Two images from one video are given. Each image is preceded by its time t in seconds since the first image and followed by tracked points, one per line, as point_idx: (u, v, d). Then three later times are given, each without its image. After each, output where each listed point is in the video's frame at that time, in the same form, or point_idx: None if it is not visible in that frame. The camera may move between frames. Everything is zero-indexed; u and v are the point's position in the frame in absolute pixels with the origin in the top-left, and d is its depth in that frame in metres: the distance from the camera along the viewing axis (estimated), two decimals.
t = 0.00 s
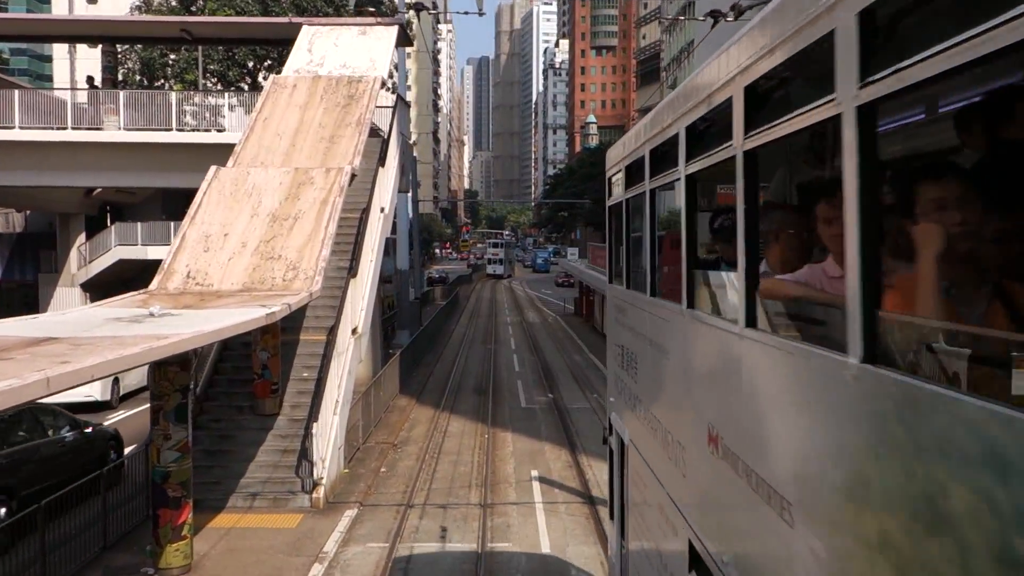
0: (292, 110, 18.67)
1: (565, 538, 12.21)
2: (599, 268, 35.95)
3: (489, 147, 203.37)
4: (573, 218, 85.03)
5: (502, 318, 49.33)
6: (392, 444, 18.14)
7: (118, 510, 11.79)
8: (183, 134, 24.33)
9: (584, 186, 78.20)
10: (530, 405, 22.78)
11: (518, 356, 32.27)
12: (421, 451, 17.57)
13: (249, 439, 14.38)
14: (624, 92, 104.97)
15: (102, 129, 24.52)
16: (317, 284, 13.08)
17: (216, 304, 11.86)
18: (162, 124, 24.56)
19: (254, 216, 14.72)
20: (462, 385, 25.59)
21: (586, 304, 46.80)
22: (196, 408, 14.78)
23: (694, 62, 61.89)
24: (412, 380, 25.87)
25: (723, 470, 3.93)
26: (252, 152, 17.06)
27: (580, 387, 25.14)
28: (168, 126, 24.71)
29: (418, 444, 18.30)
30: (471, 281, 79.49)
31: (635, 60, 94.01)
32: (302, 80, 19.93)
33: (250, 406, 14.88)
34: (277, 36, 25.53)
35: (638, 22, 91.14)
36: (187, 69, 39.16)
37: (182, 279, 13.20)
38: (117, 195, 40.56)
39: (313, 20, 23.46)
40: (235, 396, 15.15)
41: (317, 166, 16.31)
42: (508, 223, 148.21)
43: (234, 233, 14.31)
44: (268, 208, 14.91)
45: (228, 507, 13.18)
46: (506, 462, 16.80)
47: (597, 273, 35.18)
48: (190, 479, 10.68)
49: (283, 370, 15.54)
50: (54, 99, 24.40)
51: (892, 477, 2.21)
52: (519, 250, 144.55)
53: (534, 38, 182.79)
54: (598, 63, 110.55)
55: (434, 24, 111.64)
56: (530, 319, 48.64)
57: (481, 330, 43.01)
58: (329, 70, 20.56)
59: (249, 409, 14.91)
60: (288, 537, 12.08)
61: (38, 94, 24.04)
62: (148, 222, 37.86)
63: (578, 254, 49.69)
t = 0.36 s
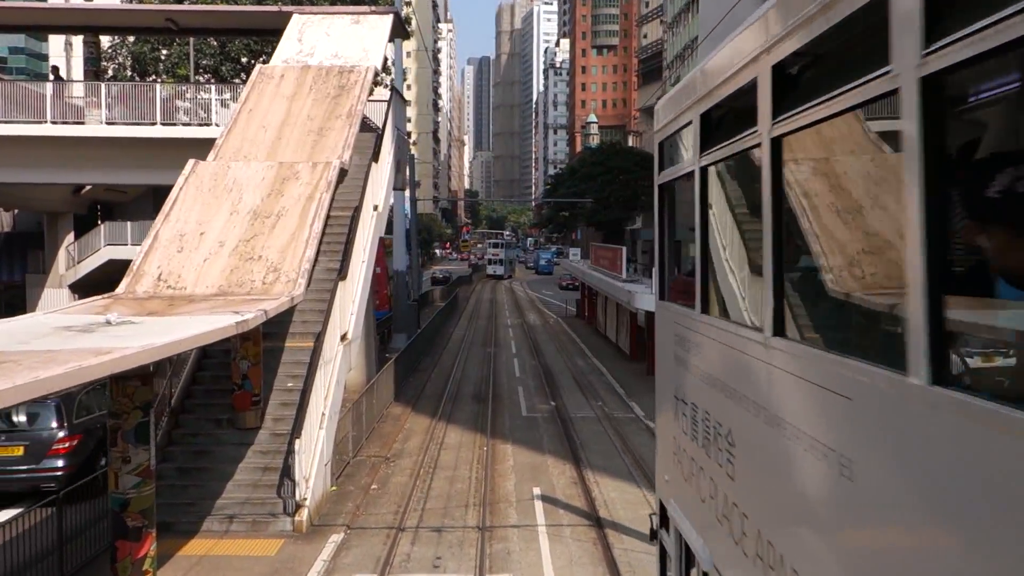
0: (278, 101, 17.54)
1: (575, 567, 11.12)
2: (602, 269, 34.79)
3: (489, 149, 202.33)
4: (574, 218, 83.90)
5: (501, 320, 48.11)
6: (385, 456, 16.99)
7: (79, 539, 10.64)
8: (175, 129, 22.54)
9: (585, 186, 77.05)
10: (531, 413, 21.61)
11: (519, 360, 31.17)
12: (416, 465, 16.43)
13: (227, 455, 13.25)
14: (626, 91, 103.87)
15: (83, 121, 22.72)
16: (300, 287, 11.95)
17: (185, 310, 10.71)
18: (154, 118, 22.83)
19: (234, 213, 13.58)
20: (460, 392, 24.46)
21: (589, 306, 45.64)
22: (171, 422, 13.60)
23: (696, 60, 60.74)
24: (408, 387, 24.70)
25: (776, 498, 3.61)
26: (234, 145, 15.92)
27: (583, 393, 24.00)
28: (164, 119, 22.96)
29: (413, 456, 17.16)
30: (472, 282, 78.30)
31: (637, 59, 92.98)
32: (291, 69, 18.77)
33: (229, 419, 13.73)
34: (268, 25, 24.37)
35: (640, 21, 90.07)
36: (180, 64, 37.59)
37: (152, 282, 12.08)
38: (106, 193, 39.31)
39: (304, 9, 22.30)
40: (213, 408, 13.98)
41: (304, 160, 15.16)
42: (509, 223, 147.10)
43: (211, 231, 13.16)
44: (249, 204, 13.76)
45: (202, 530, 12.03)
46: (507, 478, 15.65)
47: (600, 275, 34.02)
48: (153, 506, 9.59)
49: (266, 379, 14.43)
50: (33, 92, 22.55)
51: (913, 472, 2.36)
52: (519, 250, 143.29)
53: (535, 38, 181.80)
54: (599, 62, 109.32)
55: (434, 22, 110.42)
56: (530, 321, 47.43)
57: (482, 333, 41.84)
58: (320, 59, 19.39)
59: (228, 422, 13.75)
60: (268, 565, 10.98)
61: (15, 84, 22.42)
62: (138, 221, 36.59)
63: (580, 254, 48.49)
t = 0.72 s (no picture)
0: (263, 92, 16.47)
1: None
2: (605, 271, 33.65)
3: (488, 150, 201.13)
4: (574, 219, 82.83)
5: (501, 323, 46.97)
6: (377, 471, 15.89)
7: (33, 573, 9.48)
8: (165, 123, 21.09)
9: (586, 187, 75.95)
10: (533, 423, 20.50)
11: (520, 365, 30.14)
12: (410, 481, 15.32)
13: (203, 475, 12.16)
14: (626, 92, 102.76)
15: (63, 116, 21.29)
16: (280, 292, 10.87)
17: (150, 316, 9.63)
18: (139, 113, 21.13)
19: (210, 210, 12.51)
20: (458, 400, 23.39)
21: (590, 309, 44.57)
22: (142, 438, 12.50)
23: (699, 58, 59.64)
24: (404, 395, 23.59)
25: (946, 451, 4.14)
26: (214, 138, 14.84)
27: (587, 402, 22.89)
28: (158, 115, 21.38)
29: (407, 471, 16.09)
30: (471, 284, 77.17)
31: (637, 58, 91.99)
32: (277, 60, 17.68)
33: (206, 434, 12.63)
34: (257, 17, 23.30)
35: (641, 20, 89.05)
36: (170, 59, 36.28)
37: (117, 286, 11.00)
38: (95, 194, 38.13)
39: None
40: (189, 422, 12.88)
41: (288, 154, 14.08)
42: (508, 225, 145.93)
43: (185, 230, 12.08)
44: (228, 201, 12.70)
45: (173, 559, 10.95)
46: (508, 494, 14.59)
47: (603, 276, 32.89)
48: (110, 539, 8.51)
49: (246, 391, 13.35)
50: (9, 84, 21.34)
51: None
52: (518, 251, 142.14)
53: (534, 38, 180.73)
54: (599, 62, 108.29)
55: (433, 22, 109.51)
56: (530, 323, 46.34)
57: (481, 336, 40.76)
58: (309, 49, 18.30)
59: (204, 438, 12.65)
60: None
61: None
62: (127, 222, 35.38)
63: (581, 255, 47.36)
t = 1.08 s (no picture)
0: (248, 82, 15.49)
1: None
2: (608, 273, 32.63)
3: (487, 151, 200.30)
4: (574, 220, 81.87)
5: (500, 325, 45.93)
6: (368, 487, 14.90)
7: None
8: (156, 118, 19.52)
9: (586, 187, 74.96)
10: (535, 432, 19.48)
11: (520, 369, 29.22)
12: (404, 498, 14.29)
13: (176, 495, 11.16)
14: (626, 92, 101.91)
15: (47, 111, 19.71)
16: (258, 296, 9.90)
17: (109, 324, 8.65)
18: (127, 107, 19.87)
19: (184, 208, 11.52)
20: (456, 407, 22.42)
21: (592, 311, 43.73)
22: (112, 455, 11.57)
23: (702, 57, 58.67)
24: (399, 402, 22.56)
25: None
26: (193, 130, 13.86)
27: (591, 409, 21.87)
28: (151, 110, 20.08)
29: (401, 485, 15.13)
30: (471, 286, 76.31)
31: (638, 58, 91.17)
32: (263, 49, 16.69)
33: (180, 450, 11.66)
34: (247, 7, 22.29)
35: (642, 19, 88.22)
36: (161, 55, 35.02)
37: (80, 290, 10.01)
38: (86, 192, 37.11)
39: None
40: (162, 437, 11.91)
41: (272, 147, 13.09)
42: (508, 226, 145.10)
43: (157, 229, 11.10)
44: (205, 197, 11.71)
45: None
46: (508, 512, 13.62)
47: (606, 278, 31.86)
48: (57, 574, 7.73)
49: (226, 402, 12.35)
50: None
51: None
52: (518, 252, 141.16)
53: (534, 39, 179.94)
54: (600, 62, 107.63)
55: (433, 22, 108.69)
56: (530, 326, 45.28)
57: (480, 338, 39.85)
58: (298, 39, 17.31)
59: (179, 455, 11.67)
60: None
61: None
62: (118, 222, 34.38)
63: (583, 256, 46.33)
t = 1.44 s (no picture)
0: (234, 74, 14.57)
1: None
2: (611, 276, 31.69)
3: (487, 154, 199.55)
4: (574, 222, 80.98)
5: (500, 329, 44.96)
6: (360, 505, 13.98)
7: None
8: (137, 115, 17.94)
9: (587, 189, 74.03)
10: (536, 444, 18.53)
11: (519, 376, 28.37)
12: (397, 518, 13.34)
13: (147, 520, 10.22)
14: (627, 94, 101.11)
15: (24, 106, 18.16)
16: (235, 303, 8.98)
17: (63, 335, 7.71)
18: (115, 100, 18.67)
19: (158, 205, 10.59)
20: (454, 416, 21.52)
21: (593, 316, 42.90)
22: (79, 475, 10.64)
23: (705, 56, 57.72)
24: (395, 412, 21.61)
25: None
26: (172, 123, 12.94)
27: (595, 419, 20.93)
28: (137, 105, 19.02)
29: (394, 503, 14.21)
30: (470, 288, 75.41)
31: (639, 59, 90.34)
32: (252, 39, 15.77)
33: (154, 470, 10.73)
34: None
35: (643, 20, 87.48)
36: (153, 52, 33.57)
37: (38, 296, 9.07)
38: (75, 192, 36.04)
39: None
40: (135, 456, 10.97)
41: (256, 142, 12.17)
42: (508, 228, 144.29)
43: (127, 228, 10.17)
44: (181, 194, 10.78)
45: None
46: (509, 533, 12.71)
47: (609, 282, 30.92)
48: None
49: (206, 416, 11.44)
50: None
51: None
52: (517, 254, 140.33)
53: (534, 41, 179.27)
54: (600, 63, 106.63)
55: (433, 23, 107.82)
56: (531, 330, 44.31)
57: (480, 343, 38.99)
58: (288, 29, 16.39)
59: (152, 475, 10.74)
60: None
61: None
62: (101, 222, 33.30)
63: (584, 259, 45.37)
